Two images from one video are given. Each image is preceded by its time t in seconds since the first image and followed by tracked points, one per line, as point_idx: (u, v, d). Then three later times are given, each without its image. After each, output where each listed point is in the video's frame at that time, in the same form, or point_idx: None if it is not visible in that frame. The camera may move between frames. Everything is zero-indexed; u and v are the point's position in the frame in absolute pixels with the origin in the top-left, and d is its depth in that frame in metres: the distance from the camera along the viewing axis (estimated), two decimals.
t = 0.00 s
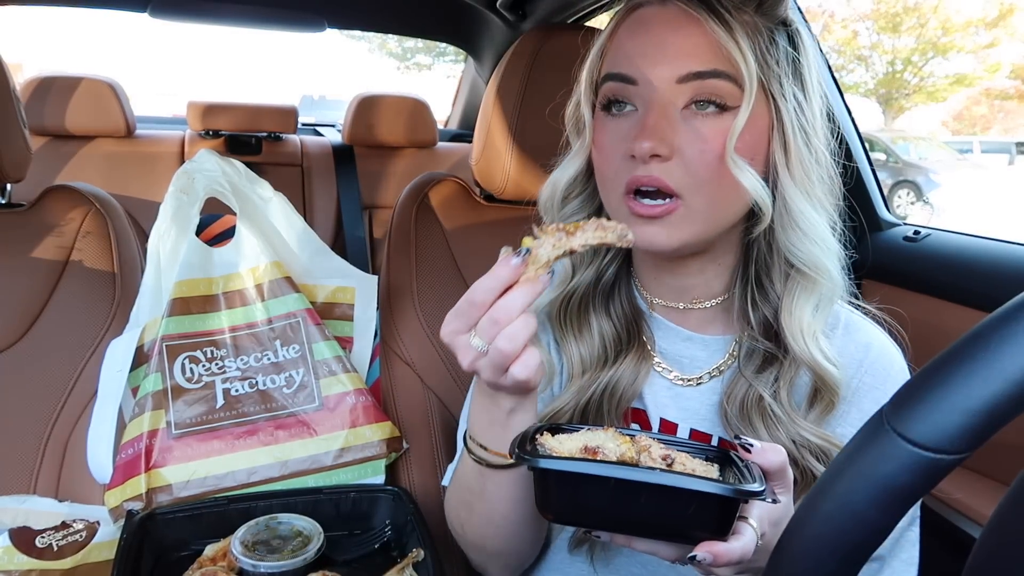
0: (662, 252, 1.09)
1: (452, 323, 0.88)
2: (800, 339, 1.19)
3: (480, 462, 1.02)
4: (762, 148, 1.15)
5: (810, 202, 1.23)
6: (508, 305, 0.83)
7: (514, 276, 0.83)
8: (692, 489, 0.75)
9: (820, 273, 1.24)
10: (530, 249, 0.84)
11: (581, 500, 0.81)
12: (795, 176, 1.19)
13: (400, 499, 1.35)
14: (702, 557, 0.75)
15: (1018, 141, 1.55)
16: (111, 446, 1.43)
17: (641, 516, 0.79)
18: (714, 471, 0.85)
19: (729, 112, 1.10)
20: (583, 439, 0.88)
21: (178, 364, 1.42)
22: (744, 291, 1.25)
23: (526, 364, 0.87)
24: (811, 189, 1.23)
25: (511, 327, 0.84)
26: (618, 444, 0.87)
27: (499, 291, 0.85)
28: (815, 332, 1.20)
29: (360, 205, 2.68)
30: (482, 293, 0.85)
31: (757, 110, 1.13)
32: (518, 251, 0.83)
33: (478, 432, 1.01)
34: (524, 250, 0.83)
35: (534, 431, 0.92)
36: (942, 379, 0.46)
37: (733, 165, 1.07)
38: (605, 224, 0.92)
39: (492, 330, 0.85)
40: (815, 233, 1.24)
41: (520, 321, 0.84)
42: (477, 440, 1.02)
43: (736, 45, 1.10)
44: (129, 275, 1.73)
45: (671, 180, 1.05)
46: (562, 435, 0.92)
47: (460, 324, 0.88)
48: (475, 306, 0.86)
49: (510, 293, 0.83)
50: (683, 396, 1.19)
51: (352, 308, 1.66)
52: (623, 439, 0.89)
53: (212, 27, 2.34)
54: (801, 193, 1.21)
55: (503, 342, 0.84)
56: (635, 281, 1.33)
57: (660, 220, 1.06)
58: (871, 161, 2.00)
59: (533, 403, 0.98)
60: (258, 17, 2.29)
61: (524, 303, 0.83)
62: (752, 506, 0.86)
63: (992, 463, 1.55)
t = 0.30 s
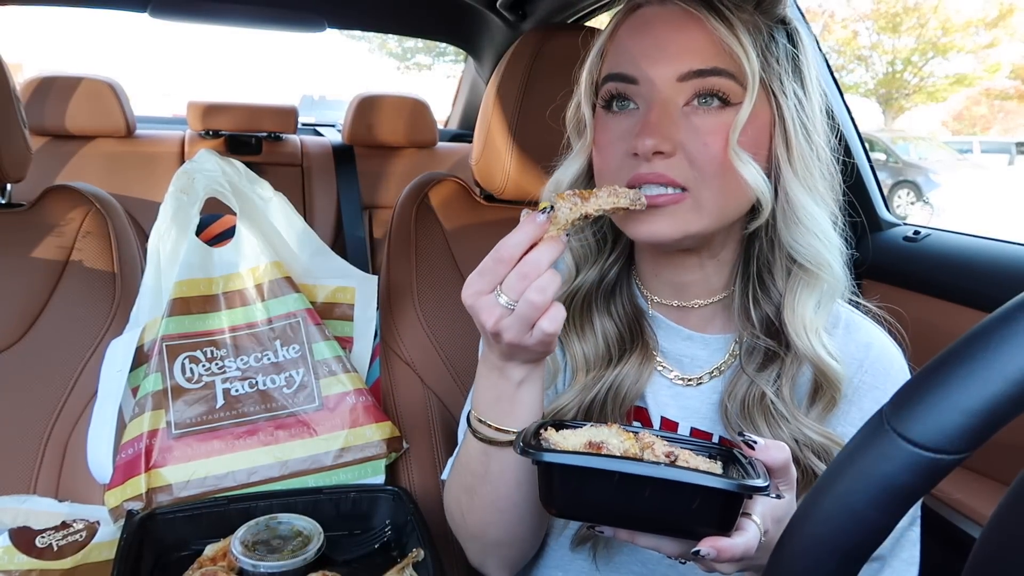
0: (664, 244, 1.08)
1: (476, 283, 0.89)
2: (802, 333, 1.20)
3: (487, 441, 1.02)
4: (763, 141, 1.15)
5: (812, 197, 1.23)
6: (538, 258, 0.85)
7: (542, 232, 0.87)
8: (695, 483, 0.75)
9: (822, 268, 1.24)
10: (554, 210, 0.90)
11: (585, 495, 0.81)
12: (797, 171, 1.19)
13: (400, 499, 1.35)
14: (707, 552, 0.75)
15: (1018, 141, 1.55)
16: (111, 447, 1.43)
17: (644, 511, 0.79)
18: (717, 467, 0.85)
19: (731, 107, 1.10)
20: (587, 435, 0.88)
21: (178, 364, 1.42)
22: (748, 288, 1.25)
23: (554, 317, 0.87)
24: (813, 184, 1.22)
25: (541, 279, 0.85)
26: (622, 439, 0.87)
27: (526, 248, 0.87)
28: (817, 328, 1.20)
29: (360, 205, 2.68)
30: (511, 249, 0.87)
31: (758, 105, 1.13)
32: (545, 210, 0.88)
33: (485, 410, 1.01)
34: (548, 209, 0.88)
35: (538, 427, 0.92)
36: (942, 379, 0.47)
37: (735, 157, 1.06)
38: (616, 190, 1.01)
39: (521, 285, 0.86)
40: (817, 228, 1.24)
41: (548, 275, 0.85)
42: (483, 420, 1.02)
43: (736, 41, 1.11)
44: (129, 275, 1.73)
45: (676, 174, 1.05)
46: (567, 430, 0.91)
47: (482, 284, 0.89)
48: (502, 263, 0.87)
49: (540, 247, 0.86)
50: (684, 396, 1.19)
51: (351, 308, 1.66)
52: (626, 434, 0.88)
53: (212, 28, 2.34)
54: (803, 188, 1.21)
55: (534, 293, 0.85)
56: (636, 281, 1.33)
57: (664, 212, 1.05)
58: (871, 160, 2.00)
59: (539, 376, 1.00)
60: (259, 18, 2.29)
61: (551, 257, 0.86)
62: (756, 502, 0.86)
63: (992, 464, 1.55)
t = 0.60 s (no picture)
0: (660, 243, 1.07)
1: (485, 276, 0.89)
2: (797, 331, 1.19)
3: (487, 435, 1.01)
4: (757, 141, 1.14)
5: (807, 194, 1.23)
6: (550, 248, 0.85)
7: (550, 223, 0.87)
8: (694, 481, 0.75)
9: (816, 265, 1.24)
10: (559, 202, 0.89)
11: (583, 494, 0.81)
12: (791, 169, 1.19)
13: (400, 499, 1.35)
14: (705, 550, 0.74)
15: (1018, 141, 1.55)
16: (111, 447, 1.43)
17: (642, 509, 0.79)
18: (715, 465, 0.85)
19: (723, 105, 1.10)
20: (585, 434, 0.88)
21: (178, 364, 1.42)
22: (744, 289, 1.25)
23: (565, 308, 0.87)
24: (806, 181, 1.22)
25: (552, 270, 0.85)
26: (620, 438, 0.87)
27: (536, 239, 0.87)
28: (812, 325, 1.20)
29: (360, 205, 2.68)
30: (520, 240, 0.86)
31: (751, 104, 1.13)
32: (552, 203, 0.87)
33: (486, 406, 1.00)
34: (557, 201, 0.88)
35: (536, 425, 0.92)
36: (943, 379, 0.46)
37: (728, 156, 1.06)
38: (616, 183, 1.02)
39: (532, 277, 0.86)
40: (811, 224, 1.24)
41: (559, 266, 0.86)
42: (484, 414, 1.01)
43: (728, 40, 1.10)
44: (129, 275, 1.73)
45: (669, 174, 1.05)
46: (564, 429, 0.91)
47: (490, 277, 0.89)
48: (511, 255, 0.87)
49: (552, 237, 0.86)
50: (682, 395, 1.18)
51: (351, 308, 1.66)
52: (624, 433, 0.88)
53: (213, 27, 2.33)
54: (797, 185, 1.21)
55: (546, 284, 0.85)
56: (634, 281, 1.33)
57: (659, 209, 1.04)
58: (871, 160, 2.00)
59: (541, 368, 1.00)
60: (259, 18, 2.29)
61: (561, 247, 0.86)
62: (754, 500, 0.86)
63: (992, 463, 1.55)
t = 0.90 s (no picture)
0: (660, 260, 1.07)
1: (496, 272, 0.88)
2: (799, 327, 1.20)
3: (491, 434, 1.00)
4: (756, 138, 1.15)
5: (806, 186, 1.23)
6: (562, 245, 0.86)
7: (562, 221, 0.88)
8: (698, 483, 0.75)
9: (815, 258, 1.25)
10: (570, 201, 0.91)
11: (586, 495, 0.81)
12: (790, 160, 1.19)
13: (400, 499, 1.35)
14: (708, 552, 0.74)
15: (1018, 141, 1.55)
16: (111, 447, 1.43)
17: (645, 511, 0.79)
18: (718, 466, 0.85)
19: (721, 100, 1.10)
20: (587, 435, 0.88)
21: (178, 364, 1.42)
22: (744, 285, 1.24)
23: (576, 305, 0.87)
24: (805, 173, 1.22)
25: (564, 267, 0.86)
26: (622, 440, 0.87)
27: (548, 237, 0.87)
28: (814, 321, 1.20)
29: (361, 205, 2.68)
30: (532, 237, 0.87)
31: (748, 100, 1.13)
32: (565, 202, 0.89)
33: (492, 404, 0.99)
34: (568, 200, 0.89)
35: (539, 427, 0.92)
36: (943, 379, 0.46)
37: (729, 148, 1.06)
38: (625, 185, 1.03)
39: (544, 274, 0.86)
40: (809, 217, 1.24)
41: (571, 263, 0.86)
42: (489, 412, 1.00)
43: (724, 36, 1.10)
44: (129, 275, 1.73)
45: (668, 168, 1.06)
46: (567, 430, 0.91)
47: (499, 274, 0.88)
48: (523, 251, 0.88)
49: (563, 235, 0.87)
50: (683, 395, 1.19)
51: (352, 308, 1.66)
52: (627, 435, 0.88)
53: (213, 27, 2.33)
54: (796, 176, 1.21)
55: (558, 280, 0.85)
56: (634, 284, 1.33)
57: (659, 226, 1.04)
58: (871, 160, 2.00)
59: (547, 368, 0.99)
60: (260, 18, 2.29)
61: (573, 245, 0.86)
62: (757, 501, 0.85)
63: (993, 464, 1.54)
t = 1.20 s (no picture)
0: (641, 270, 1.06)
1: (523, 253, 0.89)
2: (786, 338, 1.18)
3: (495, 419, 1.00)
4: (736, 140, 1.13)
5: (794, 192, 1.21)
6: (591, 232, 0.87)
7: (593, 210, 0.89)
8: (697, 480, 0.75)
9: (803, 271, 1.22)
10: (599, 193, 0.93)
11: (585, 493, 0.81)
12: (775, 164, 1.17)
13: (400, 499, 1.35)
14: (707, 549, 0.74)
15: (1018, 141, 1.56)
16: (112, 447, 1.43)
17: (644, 508, 0.79)
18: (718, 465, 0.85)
19: (702, 101, 1.09)
20: (587, 432, 0.88)
21: (178, 364, 1.42)
22: (734, 292, 1.25)
23: (597, 291, 0.88)
24: (792, 178, 1.20)
25: (591, 253, 0.87)
26: (622, 438, 0.87)
27: (580, 223, 0.89)
28: (803, 334, 1.19)
29: (361, 205, 2.68)
30: (564, 221, 0.88)
31: (730, 105, 1.11)
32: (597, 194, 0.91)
33: (498, 389, 0.98)
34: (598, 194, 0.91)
35: (538, 424, 0.92)
36: (943, 379, 0.46)
37: (701, 153, 1.05)
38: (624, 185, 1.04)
39: (570, 257, 0.87)
40: (798, 227, 1.21)
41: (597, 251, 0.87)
42: (492, 396, 0.99)
43: (706, 41, 1.10)
44: (129, 275, 1.73)
45: (642, 172, 1.04)
46: (566, 428, 0.91)
47: (526, 254, 0.89)
48: (554, 235, 0.88)
49: (592, 223, 0.88)
50: (683, 393, 1.19)
51: (352, 308, 1.66)
52: (626, 433, 0.88)
53: (213, 27, 2.33)
54: (782, 185, 1.18)
55: (584, 265, 0.86)
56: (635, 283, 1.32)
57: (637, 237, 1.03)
58: (871, 160, 2.00)
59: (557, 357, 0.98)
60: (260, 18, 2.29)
61: (599, 234, 0.88)
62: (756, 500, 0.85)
63: (994, 464, 1.54)
